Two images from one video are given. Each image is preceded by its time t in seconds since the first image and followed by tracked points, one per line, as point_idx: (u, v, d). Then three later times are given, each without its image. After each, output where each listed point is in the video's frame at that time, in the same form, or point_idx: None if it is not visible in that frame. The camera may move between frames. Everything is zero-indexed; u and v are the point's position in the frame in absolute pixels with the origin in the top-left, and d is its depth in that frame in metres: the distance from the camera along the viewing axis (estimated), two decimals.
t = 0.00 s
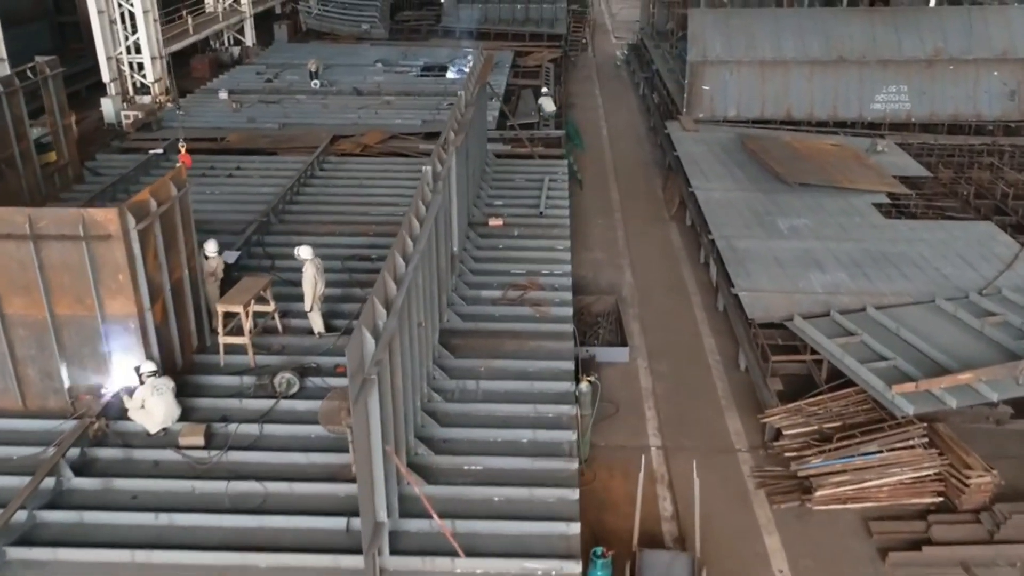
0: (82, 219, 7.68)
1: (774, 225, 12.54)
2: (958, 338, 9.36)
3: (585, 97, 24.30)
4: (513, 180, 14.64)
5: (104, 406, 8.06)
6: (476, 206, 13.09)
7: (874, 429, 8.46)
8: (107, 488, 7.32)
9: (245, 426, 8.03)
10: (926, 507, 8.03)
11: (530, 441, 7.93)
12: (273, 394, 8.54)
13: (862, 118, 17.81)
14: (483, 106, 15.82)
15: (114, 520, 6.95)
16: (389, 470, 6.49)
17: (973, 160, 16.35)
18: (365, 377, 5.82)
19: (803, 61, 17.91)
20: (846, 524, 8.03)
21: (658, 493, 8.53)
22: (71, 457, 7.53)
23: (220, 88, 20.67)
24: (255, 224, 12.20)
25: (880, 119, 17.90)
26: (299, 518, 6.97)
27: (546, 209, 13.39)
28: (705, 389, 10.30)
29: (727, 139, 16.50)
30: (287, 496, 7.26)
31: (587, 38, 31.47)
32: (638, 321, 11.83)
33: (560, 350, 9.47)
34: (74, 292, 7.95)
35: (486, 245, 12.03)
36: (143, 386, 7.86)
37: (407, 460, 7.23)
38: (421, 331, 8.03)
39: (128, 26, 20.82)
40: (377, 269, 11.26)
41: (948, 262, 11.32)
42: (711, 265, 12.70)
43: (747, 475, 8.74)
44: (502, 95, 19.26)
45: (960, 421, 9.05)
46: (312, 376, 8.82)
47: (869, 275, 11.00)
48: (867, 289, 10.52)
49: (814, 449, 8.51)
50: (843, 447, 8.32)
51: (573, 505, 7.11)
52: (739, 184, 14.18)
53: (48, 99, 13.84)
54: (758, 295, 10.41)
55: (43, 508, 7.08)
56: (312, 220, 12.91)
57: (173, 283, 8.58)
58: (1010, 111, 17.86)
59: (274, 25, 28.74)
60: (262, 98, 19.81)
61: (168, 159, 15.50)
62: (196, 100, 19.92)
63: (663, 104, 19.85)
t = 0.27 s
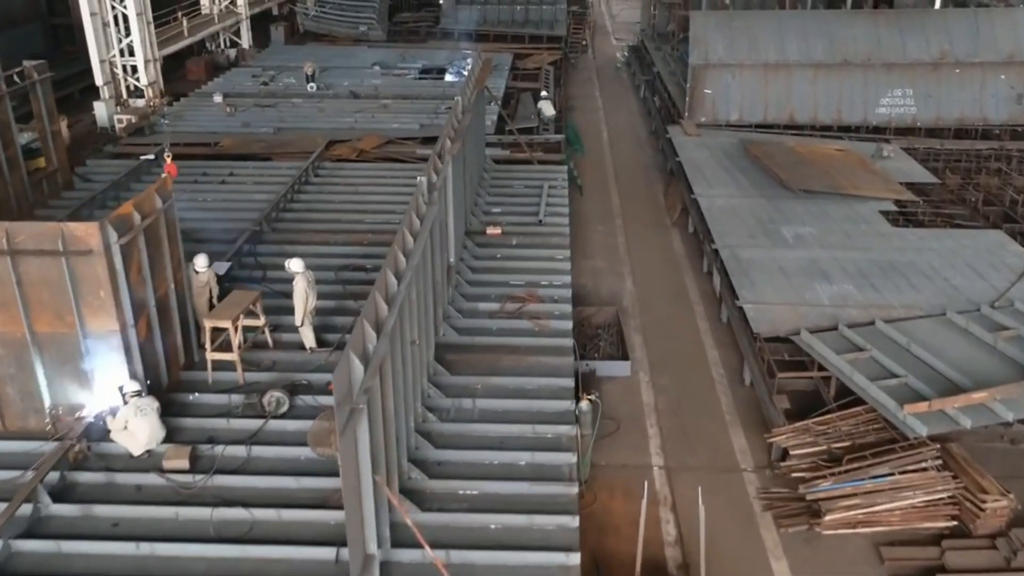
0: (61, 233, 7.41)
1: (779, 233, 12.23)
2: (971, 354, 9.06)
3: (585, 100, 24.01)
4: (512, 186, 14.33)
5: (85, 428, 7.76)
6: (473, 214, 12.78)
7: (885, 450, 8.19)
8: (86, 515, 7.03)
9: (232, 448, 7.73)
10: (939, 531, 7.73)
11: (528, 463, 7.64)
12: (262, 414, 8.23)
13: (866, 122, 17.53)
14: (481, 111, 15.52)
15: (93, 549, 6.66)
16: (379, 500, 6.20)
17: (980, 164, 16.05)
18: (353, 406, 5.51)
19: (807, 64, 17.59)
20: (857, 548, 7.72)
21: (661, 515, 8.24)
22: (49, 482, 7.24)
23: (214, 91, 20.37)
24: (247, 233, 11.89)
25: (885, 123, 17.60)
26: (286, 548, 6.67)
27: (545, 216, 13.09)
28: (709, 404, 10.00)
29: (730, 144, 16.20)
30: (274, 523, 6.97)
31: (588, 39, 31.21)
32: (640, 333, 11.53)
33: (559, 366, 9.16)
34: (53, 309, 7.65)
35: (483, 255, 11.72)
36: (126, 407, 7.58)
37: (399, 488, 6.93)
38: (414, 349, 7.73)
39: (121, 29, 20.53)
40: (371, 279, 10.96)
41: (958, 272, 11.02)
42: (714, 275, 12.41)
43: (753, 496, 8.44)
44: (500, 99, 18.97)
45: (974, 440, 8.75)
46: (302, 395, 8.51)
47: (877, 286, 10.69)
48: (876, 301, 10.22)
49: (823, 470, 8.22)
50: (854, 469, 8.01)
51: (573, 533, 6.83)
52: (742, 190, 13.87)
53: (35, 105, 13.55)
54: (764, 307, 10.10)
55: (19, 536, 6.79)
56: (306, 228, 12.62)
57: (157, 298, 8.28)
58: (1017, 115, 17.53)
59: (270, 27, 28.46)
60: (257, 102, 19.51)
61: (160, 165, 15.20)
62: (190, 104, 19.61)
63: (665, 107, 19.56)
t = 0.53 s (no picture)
0: (27, 257, 6.93)
1: (787, 247, 11.78)
2: (991, 379, 8.61)
3: (585, 105, 23.57)
4: (510, 197, 13.88)
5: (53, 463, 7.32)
6: (469, 227, 12.31)
7: (904, 486, 7.73)
8: (51, 559, 6.58)
9: (210, 484, 7.29)
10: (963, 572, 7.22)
11: (524, 500, 7.21)
12: (244, 446, 7.79)
13: (874, 129, 17.08)
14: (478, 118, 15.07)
15: None
16: (363, 551, 5.73)
17: (992, 173, 15.60)
18: (332, 456, 5.00)
19: (813, 69, 17.12)
20: None
21: (665, 552, 7.80)
22: (13, 523, 6.80)
23: (206, 96, 19.92)
24: (233, 248, 11.43)
25: (893, 130, 17.14)
26: None
27: (544, 229, 12.64)
28: (715, 430, 9.55)
29: (734, 152, 15.76)
30: (252, 568, 6.52)
31: (588, 42, 30.78)
32: (642, 352, 11.09)
33: (558, 391, 8.70)
34: (19, 337, 7.19)
35: (479, 270, 11.26)
36: (97, 442, 7.14)
37: (384, 530, 6.47)
38: (404, 379, 7.28)
39: (111, 32, 20.06)
40: (362, 297, 10.52)
41: (975, 290, 10.57)
42: (719, 290, 11.97)
43: (763, 530, 8.01)
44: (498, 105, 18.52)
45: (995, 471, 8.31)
46: (286, 424, 8.07)
47: (890, 304, 10.25)
48: (889, 322, 9.77)
49: (838, 507, 7.77)
50: (871, 506, 7.52)
51: None
52: (748, 201, 13.42)
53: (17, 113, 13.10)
54: (772, 327, 9.65)
55: None
56: (296, 241, 12.17)
57: (132, 323, 7.82)
58: None
59: (266, 29, 28.02)
60: (250, 107, 19.07)
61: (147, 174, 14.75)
62: (181, 109, 19.16)
63: (667, 113, 19.11)
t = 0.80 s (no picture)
0: None
1: (794, 259, 11.41)
2: (1010, 402, 8.24)
3: (586, 108, 23.21)
4: (508, 205, 13.50)
5: (25, 493, 6.94)
6: (466, 237, 11.94)
7: (921, 518, 7.34)
8: None
9: (191, 515, 6.92)
10: None
11: (521, 533, 6.84)
12: (228, 473, 7.42)
13: (880, 134, 16.71)
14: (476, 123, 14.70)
15: None
16: None
17: (1003, 180, 15.22)
18: (312, 501, 4.68)
19: (819, 73, 16.75)
20: None
21: None
22: None
23: (199, 100, 19.55)
24: (222, 259, 11.07)
25: (900, 136, 16.77)
26: None
27: (543, 239, 12.28)
28: (720, 452, 9.18)
29: (738, 158, 15.39)
30: None
31: (588, 44, 30.43)
32: (644, 368, 10.72)
33: (556, 413, 8.31)
34: None
35: (476, 283, 10.88)
36: (71, 471, 6.77)
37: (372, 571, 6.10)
38: (394, 405, 6.91)
39: (102, 35, 19.70)
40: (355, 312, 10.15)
41: (990, 305, 10.19)
42: (723, 304, 11.60)
43: (771, 561, 7.64)
44: (497, 109, 18.15)
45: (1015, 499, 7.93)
46: (272, 450, 7.69)
47: (902, 320, 9.87)
48: (902, 339, 9.40)
49: (851, 539, 7.40)
50: (886, 540, 7.15)
51: None
52: (753, 210, 13.06)
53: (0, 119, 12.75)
54: (780, 345, 9.28)
55: None
56: (287, 252, 11.80)
57: (110, 345, 7.46)
58: None
59: (262, 31, 27.66)
60: (244, 111, 18.70)
61: (136, 181, 14.38)
62: (173, 113, 18.80)
63: (669, 118, 18.74)
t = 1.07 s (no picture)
0: None
1: (801, 270, 11.07)
2: None
3: (586, 112, 22.85)
4: (506, 213, 13.15)
5: None
6: (462, 247, 11.59)
7: (936, 549, 7.04)
8: None
9: (172, 548, 6.57)
10: None
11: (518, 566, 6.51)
12: (211, 501, 7.06)
13: (886, 139, 16.36)
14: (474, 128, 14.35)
15: None
16: None
17: (1012, 186, 14.87)
18: (288, 554, 4.47)
19: (824, 77, 16.41)
20: None
21: None
22: None
23: (192, 104, 19.20)
24: (210, 271, 10.72)
25: (906, 141, 16.42)
26: None
27: (541, 249, 11.93)
28: (726, 473, 8.83)
29: (742, 164, 15.05)
30: None
31: (588, 47, 30.08)
32: (647, 384, 10.37)
33: (555, 435, 7.97)
34: None
35: (473, 295, 10.53)
36: (43, 503, 6.40)
37: None
38: (383, 432, 6.57)
39: (93, 37, 19.34)
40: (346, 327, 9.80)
41: (1004, 319, 9.84)
42: (728, 317, 11.25)
43: None
44: (495, 113, 17.80)
45: None
46: (258, 476, 7.34)
47: (914, 336, 9.53)
48: (914, 356, 9.06)
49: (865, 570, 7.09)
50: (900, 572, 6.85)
51: None
52: (757, 219, 12.71)
53: None
54: (788, 363, 8.94)
55: None
56: (278, 263, 11.45)
57: (87, 366, 7.09)
58: None
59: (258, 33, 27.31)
60: (237, 115, 18.35)
61: (125, 188, 14.03)
62: (165, 117, 18.45)
63: (671, 122, 18.40)
